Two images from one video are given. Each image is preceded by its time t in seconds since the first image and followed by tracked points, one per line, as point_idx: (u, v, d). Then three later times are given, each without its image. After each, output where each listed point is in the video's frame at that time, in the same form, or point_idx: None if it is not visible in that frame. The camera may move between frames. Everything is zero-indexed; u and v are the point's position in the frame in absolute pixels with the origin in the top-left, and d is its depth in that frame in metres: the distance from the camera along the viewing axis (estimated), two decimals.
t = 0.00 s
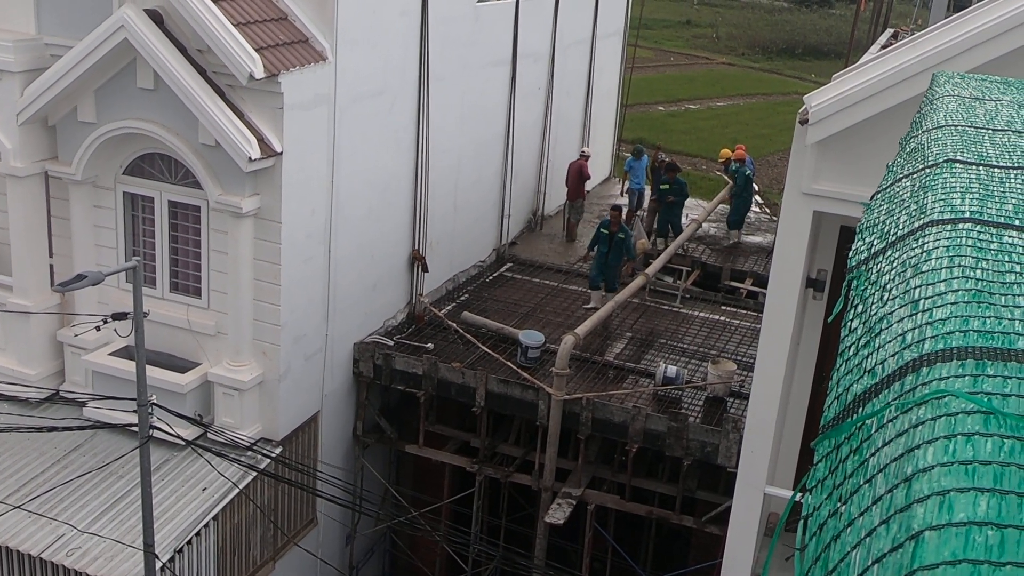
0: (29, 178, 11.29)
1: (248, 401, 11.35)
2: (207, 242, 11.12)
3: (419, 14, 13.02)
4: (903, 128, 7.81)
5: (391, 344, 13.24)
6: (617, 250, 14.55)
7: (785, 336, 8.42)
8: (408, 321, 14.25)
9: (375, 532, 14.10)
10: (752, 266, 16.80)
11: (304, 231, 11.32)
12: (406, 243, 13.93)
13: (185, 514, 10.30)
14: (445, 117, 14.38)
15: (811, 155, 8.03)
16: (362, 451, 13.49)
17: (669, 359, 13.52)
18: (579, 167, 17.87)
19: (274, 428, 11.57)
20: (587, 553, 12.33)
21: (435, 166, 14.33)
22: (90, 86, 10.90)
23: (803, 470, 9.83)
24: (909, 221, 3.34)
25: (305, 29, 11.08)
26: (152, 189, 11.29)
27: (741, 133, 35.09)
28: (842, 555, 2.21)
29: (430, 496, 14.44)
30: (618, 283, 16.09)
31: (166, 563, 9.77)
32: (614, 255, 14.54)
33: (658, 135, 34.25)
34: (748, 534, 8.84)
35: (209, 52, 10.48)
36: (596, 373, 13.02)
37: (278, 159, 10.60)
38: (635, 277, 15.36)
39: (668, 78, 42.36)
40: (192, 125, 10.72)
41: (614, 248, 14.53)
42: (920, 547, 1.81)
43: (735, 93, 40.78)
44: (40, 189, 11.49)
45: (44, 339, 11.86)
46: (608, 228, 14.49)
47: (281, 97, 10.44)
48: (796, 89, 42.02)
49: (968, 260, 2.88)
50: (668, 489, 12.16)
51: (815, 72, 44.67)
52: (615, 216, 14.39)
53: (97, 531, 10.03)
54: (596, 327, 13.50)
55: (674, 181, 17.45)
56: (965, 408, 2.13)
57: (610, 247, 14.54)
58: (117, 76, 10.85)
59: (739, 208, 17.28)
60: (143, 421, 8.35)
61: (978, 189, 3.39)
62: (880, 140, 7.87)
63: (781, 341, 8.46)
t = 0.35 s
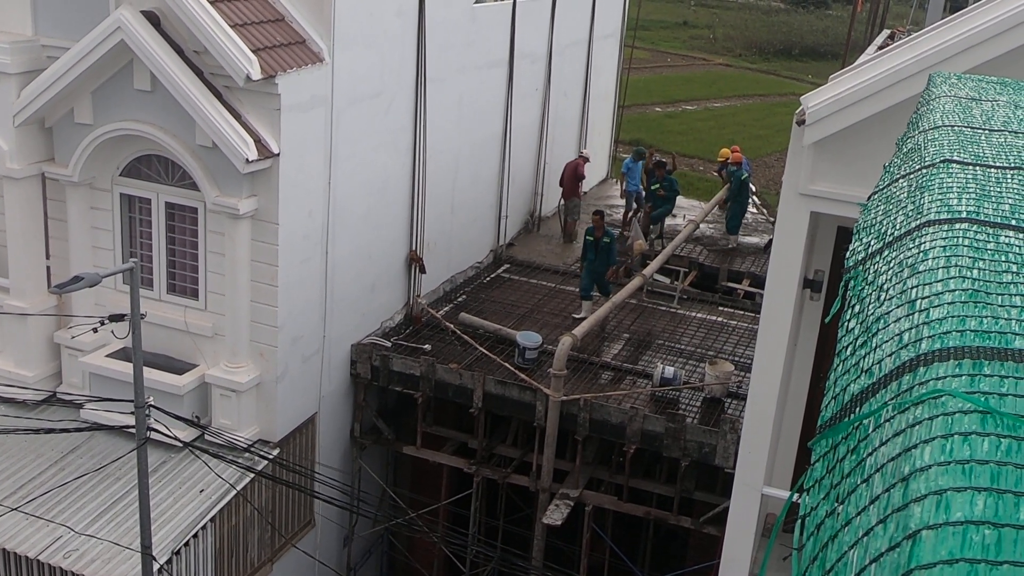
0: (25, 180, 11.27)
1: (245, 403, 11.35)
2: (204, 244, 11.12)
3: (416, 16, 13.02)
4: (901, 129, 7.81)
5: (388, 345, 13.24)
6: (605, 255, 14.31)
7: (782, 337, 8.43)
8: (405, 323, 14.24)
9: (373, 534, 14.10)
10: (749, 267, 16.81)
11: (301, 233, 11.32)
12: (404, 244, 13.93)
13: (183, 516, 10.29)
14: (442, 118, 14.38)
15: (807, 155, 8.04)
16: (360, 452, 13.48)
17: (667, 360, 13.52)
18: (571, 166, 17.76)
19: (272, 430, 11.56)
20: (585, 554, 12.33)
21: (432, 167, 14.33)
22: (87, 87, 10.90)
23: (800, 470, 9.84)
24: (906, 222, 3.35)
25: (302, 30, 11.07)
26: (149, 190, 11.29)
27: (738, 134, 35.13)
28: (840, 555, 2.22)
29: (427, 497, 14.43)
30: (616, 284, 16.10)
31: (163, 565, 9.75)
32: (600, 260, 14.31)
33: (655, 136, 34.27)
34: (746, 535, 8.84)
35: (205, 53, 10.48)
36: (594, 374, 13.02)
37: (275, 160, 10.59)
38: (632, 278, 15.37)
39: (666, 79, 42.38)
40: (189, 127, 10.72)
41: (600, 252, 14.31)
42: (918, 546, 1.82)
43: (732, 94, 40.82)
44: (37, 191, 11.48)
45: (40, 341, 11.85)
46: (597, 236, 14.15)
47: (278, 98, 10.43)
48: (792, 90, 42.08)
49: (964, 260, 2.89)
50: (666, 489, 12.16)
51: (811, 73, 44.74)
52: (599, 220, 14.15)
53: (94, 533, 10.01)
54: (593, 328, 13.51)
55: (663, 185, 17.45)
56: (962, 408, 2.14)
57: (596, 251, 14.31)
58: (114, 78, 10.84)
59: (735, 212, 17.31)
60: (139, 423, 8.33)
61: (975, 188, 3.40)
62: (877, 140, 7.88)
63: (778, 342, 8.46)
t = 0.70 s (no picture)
0: (24, 179, 11.26)
1: (244, 403, 11.34)
2: (203, 243, 11.12)
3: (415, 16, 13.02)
4: (903, 128, 7.81)
5: (387, 345, 13.25)
6: (590, 256, 14.13)
7: (781, 338, 8.43)
8: (404, 323, 14.23)
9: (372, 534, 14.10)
10: (748, 268, 16.82)
11: (300, 233, 11.32)
12: (403, 244, 13.93)
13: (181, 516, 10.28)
14: (441, 118, 14.37)
15: (807, 156, 8.04)
16: (359, 452, 13.48)
17: (666, 360, 13.53)
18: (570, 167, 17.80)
19: (270, 430, 11.55)
20: (583, 554, 12.33)
21: (431, 167, 14.33)
22: (85, 87, 10.89)
23: (799, 471, 9.85)
24: (906, 223, 3.35)
25: (301, 30, 11.07)
26: (148, 190, 11.28)
27: (738, 134, 35.14)
28: (841, 556, 2.22)
29: (426, 497, 14.43)
30: (616, 284, 16.10)
31: (162, 565, 9.75)
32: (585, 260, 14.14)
33: (655, 136, 34.27)
34: (746, 535, 8.84)
35: (205, 53, 10.48)
36: (593, 374, 13.03)
37: (274, 160, 10.59)
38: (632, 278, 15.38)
39: (666, 79, 42.37)
40: (188, 126, 10.71)
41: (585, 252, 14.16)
42: (919, 548, 1.82)
43: (731, 94, 40.83)
44: (35, 190, 11.47)
45: (39, 341, 11.84)
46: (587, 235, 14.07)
47: (277, 98, 10.43)
48: (791, 91, 42.10)
49: (964, 262, 2.89)
50: (665, 490, 12.16)
51: (810, 73, 44.77)
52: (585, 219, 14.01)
53: (92, 533, 10.00)
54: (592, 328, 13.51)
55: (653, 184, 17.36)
56: (962, 409, 2.14)
57: (581, 252, 14.18)
58: (113, 77, 10.83)
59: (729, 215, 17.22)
60: (138, 423, 8.32)
61: (975, 190, 3.41)
62: (876, 141, 7.89)
63: (778, 343, 8.47)
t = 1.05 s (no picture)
0: (23, 179, 11.26)
1: (243, 402, 11.34)
2: (202, 243, 11.12)
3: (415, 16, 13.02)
4: (903, 129, 7.80)
5: (386, 345, 13.24)
6: (570, 264, 13.79)
7: (780, 338, 8.43)
8: (403, 322, 14.23)
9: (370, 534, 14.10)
10: (747, 268, 16.83)
11: (299, 232, 11.31)
12: (402, 244, 13.93)
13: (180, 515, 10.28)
14: (440, 118, 14.37)
15: (806, 157, 8.05)
16: (358, 452, 13.48)
17: (665, 361, 13.52)
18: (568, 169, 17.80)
19: (269, 429, 11.54)
20: (582, 554, 12.32)
21: (430, 167, 14.33)
22: (85, 86, 10.88)
23: (798, 471, 9.85)
24: (905, 224, 3.35)
25: (300, 29, 11.07)
26: (147, 189, 11.28)
27: (738, 134, 35.15)
28: (839, 557, 2.22)
29: (425, 497, 14.43)
30: (615, 284, 16.10)
31: (161, 565, 9.74)
32: (564, 266, 13.86)
33: (654, 136, 34.26)
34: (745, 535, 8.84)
35: (204, 53, 10.48)
36: (592, 374, 13.02)
37: (274, 160, 10.59)
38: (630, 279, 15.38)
39: (665, 79, 42.38)
40: (188, 126, 10.71)
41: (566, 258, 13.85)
42: (917, 548, 1.82)
43: (731, 95, 40.83)
44: (34, 190, 11.47)
45: (38, 340, 11.84)
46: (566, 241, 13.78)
47: (277, 98, 10.43)
48: (791, 91, 42.11)
49: (963, 262, 2.88)
50: (664, 490, 12.16)
51: (810, 74, 44.78)
52: (566, 227, 13.57)
53: (91, 533, 10.00)
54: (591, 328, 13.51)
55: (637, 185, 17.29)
56: (961, 410, 2.14)
57: (564, 256, 13.91)
58: (112, 77, 10.83)
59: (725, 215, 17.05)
60: (138, 422, 8.32)
61: (973, 190, 3.41)
62: (875, 141, 7.89)
63: (777, 343, 8.47)
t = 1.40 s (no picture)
0: (23, 177, 11.25)
1: (243, 401, 11.34)
2: (202, 242, 11.12)
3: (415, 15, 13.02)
4: (903, 128, 7.80)
5: (386, 344, 13.24)
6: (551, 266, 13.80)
7: (780, 337, 8.42)
8: (403, 321, 14.24)
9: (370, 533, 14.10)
10: (747, 267, 16.83)
11: (299, 231, 11.31)
12: (402, 243, 13.93)
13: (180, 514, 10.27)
14: (440, 117, 14.37)
15: (806, 156, 8.05)
16: (358, 451, 13.49)
17: (665, 360, 13.52)
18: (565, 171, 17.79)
19: (269, 429, 11.53)
20: (582, 554, 12.31)
21: (431, 166, 14.33)
22: (85, 86, 10.89)
23: (798, 470, 9.85)
24: (905, 220, 3.35)
25: (301, 28, 11.07)
26: (147, 189, 11.27)
27: (738, 133, 35.15)
28: (839, 552, 2.22)
29: (425, 496, 14.44)
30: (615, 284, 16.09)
31: (161, 563, 9.74)
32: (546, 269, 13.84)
33: (654, 136, 34.25)
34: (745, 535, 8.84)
35: (204, 52, 10.48)
36: (592, 374, 13.02)
37: (274, 159, 10.59)
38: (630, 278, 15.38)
39: (665, 78, 42.39)
40: (188, 125, 10.71)
41: (547, 261, 13.86)
42: (918, 543, 1.82)
43: (731, 94, 40.83)
44: (34, 189, 11.46)
45: (38, 339, 11.84)
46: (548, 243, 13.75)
47: (277, 97, 10.42)
48: (791, 90, 42.11)
49: (964, 259, 2.88)
50: (664, 489, 12.15)
51: (810, 73, 44.77)
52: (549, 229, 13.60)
53: (91, 531, 10.00)
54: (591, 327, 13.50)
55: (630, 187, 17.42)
56: (962, 405, 2.14)
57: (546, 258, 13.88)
58: (112, 76, 10.83)
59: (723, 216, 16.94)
60: (138, 421, 8.32)
61: (974, 186, 3.41)
62: (875, 140, 7.89)
63: (777, 342, 8.47)
